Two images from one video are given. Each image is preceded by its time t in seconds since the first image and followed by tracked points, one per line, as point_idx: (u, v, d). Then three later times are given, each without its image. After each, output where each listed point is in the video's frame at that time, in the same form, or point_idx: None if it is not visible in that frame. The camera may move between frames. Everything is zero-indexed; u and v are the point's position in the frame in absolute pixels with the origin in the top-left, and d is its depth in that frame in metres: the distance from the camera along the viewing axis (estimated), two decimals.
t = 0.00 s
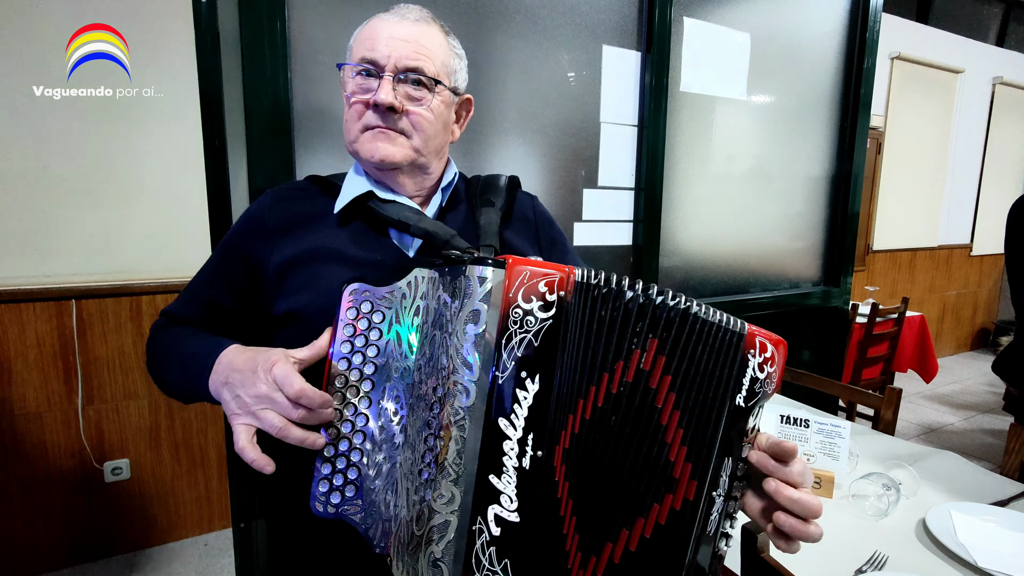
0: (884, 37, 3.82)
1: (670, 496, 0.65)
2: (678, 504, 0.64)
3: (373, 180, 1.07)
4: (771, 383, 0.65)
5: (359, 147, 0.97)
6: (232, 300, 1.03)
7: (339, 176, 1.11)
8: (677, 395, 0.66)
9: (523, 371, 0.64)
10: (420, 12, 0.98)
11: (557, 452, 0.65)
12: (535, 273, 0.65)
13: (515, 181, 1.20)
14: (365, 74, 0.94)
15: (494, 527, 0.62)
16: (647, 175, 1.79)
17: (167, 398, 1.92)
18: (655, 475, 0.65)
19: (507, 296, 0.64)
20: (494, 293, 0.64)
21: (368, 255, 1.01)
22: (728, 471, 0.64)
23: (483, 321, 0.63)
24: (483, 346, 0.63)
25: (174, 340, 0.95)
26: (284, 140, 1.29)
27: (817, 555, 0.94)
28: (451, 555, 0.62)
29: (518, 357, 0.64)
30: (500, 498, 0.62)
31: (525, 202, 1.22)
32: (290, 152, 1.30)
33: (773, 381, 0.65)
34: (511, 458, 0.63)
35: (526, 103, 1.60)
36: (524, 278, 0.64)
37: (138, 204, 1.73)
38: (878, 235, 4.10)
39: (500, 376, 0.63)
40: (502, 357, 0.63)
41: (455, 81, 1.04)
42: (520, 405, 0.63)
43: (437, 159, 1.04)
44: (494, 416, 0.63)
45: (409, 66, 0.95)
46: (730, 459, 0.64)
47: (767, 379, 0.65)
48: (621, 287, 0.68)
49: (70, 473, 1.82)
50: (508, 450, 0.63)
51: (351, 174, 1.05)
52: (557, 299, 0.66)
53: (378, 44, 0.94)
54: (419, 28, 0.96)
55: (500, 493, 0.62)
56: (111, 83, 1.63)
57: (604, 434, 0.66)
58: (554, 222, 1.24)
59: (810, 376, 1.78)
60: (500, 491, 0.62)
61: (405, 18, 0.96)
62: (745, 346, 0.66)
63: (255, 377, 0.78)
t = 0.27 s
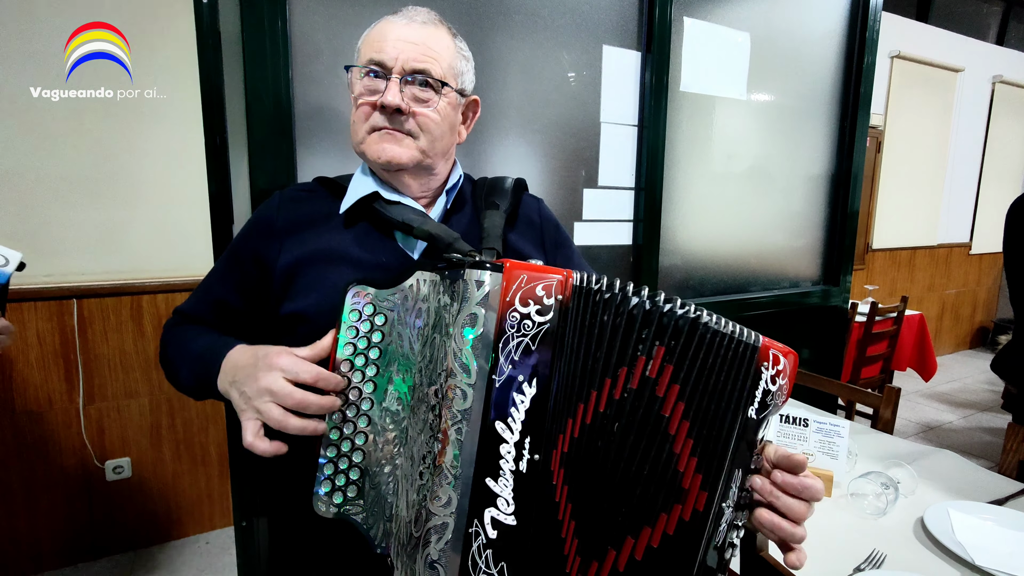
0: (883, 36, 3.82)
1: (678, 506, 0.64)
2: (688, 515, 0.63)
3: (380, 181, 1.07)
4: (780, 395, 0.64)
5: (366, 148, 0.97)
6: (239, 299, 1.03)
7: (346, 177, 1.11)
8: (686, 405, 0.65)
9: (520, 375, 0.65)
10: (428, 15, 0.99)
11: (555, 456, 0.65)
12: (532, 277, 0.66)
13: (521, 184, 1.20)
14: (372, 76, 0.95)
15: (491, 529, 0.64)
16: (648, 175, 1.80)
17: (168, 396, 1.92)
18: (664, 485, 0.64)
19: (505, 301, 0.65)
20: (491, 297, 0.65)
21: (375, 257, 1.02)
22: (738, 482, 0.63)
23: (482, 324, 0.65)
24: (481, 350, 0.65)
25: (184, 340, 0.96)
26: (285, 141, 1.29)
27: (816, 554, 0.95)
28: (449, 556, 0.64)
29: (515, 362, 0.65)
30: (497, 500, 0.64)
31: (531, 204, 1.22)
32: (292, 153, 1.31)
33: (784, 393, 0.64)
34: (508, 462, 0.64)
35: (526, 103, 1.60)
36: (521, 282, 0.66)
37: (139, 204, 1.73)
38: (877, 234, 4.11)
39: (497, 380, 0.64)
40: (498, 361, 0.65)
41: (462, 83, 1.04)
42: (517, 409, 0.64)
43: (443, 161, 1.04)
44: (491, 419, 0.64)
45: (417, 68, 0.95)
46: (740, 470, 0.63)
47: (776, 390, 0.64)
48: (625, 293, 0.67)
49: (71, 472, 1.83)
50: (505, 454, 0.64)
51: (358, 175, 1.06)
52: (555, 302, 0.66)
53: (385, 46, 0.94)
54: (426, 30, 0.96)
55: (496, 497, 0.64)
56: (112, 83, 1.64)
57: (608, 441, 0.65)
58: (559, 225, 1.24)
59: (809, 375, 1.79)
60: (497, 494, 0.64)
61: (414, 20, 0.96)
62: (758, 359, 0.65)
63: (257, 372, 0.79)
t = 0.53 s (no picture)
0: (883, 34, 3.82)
1: (678, 513, 0.61)
2: (689, 524, 0.61)
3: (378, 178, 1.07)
4: (784, 399, 0.61)
5: (364, 144, 0.97)
6: (236, 290, 1.03)
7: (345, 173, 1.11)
8: (684, 410, 0.63)
9: (508, 376, 0.66)
10: (428, 11, 0.99)
11: (544, 459, 0.65)
12: (522, 277, 0.67)
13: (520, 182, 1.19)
14: (371, 72, 0.95)
15: (478, 531, 0.63)
16: (647, 174, 1.79)
17: (167, 395, 1.92)
18: (663, 492, 0.62)
19: (493, 300, 0.66)
20: (480, 297, 0.66)
21: (372, 255, 1.01)
22: (741, 489, 0.60)
23: (471, 323, 0.66)
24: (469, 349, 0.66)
25: (181, 334, 0.96)
26: (284, 139, 1.29)
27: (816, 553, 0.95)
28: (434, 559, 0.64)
29: (503, 362, 0.66)
30: (484, 502, 0.64)
31: (530, 202, 1.21)
32: (290, 150, 1.30)
33: (787, 397, 0.61)
34: (495, 464, 0.64)
35: (525, 101, 1.60)
36: (511, 282, 0.67)
37: (138, 203, 1.73)
38: (877, 232, 4.11)
39: (485, 380, 0.65)
40: (487, 362, 0.66)
41: (461, 80, 1.04)
42: (505, 410, 0.65)
43: (442, 158, 1.04)
44: (479, 420, 0.65)
45: (416, 64, 0.95)
46: (744, 477, 0.60)
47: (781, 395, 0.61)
48: (621, 296, 0.67)
49: (71, 470, 1.83)
50: (492, 456, 0.64)
51: (357, 172, 1.06)
52: (545, 303, 0.67)
53: (384, 42, 0.94)
54: (426, 26, 0.96)
55: (483, 498, 0.64)
56: (111, 82, 1.63)
57: (603, 445, 0.64)
58: (559, 224, 1.24)
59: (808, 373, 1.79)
60: (484, 496, 0.64)
61: (414, 16, 0.97)
62: (762, 365, 0.62)
63: (257, 371, 0.79)
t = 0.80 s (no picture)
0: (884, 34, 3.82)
1: (683, 519, 0.57)
2: (695, 529, 0.57)
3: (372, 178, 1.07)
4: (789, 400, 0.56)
5: (356, 145, 0.97)
6: (234, 294, 1.04)
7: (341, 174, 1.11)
8: (684, 412, 0.58)
9: (500, 379, 0.66)
10: (418, 9, 0.98)
11: (536, 461, 0.66)
12: (513, 279, 0.66)
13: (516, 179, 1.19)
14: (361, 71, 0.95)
15: (470, 535, 0.64)
16: (647, 173, 1.79)
17: (168, 394, 1.92)
18: (665, 497, 0.58)
19: (485, 303, 0.66)
20: (472, 301, 0.65)
21: (365, 256, 1.01)
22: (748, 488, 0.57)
23: (461, 327, 0.65)
24: (460, 352, 0.65)
25: (180, 338, 0.96)
26: (284, 138, 1.29)
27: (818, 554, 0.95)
28: (427, 562, 0.64)
29: (495, 365, 0.65)
30: (477, 506, 0.64)
31: (528, 199, 1.21)
32: (291, 150, 1.30)
33: (791, 396, 0.57)
34: (488, 468, 0.64)
35: (526, 100, 1.60)
36: (502, 285, 0.66)
37: (138, 203, 1.73)
38: (877, 231, 4.11)
39: (476, 384, 0.65)
40: (478, 365, 0.65)
41: (455, 78, 1.03)
42: (497, 414, 0.65)
43: (435, 157, 1.04)
44: (470, 424, 0.65)
45: (406, 63, 0.95)
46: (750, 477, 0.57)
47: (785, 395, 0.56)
48: (614, 296, 0.64)
49: (72, 469, 1.83)
50: (485, 459, 0.64)
51: (350, 172, 1.06)
52: (536, 305, 0.67)
53: (375, 41, 0.94)
54: (417, 24, 0.96)
55: (476, 502, 0.64)
56: (110, 82, 1.63)
57: (598, 449, 0.61)
58: (557, 221, 1.23)
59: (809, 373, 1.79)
60: (477, 500, 0.64)
61: (403, 14, 0.96)
62: (767, 364, 0.56)
63: (246, 372, 0.78)
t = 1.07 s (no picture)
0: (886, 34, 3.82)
1: (696, 533, 0.61)
2: (711, 536, 0.61)
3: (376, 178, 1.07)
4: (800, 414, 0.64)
5: (359, 145, 0.98)
6: (238, 294, 1.03)
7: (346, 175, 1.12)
8: (701, 431, 0.61)
9: (502, 382, 0.63)
10: (420, 8, 0.98)
11: (538, 466, 0.65)
12: (516, 281, 0.65)
13: (522, 179, 1.18)
14: (362, 72, 0.95)
15: (471, 540, 0.62)
16: (649, 173, 1.79)
17: (170, 394, 1.92)
18: (679, 510, 0.62)
19: (487, 305, 0.63)
20: (473, 303, 0.63)
21: (370, 257, 1.01)
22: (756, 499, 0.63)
23: (462, 328, 0.63)
24: (460, 354, 0.63)
25: (185, 343, 0.96)
26: (288, 137, 1.28)
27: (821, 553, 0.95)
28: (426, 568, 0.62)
29: (497, 367, 0.63)
30: (477, 510, 0.62)
31: (533, 200, 1.20)
32: (295, 150, 1.30)
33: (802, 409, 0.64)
34: (489, 472, 0.62)
35: (529, 100, 1.60)
36: (504, 286, 0.64)
37: (141, 203, 1.73)
38: (878, 231, 4.11)
39: (478, 386, 0.62)
40: (479, 368, 0.63)
41: (457, 76, 1.03)
42: (499, 417, 0.63)
43: (438, 157, 1.04)
44: (472, 428, 0.62)
45: (407, 63, 0.95)
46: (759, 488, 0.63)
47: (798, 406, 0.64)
48: (633, 305, 0.63)
49: (73, 469, 1.83)
50: (486, 463, 0.62)
51: (355, 173, 1.06)
52: (539, 308, 0.65)
53: (375, 41, 0.94)
54: (417, 23, 0.96)
55: (477, 506, 0.62)
56: (112, 82, 1.63)
57: (613, 460, 0.63)
58: (563, 221, 1.23)
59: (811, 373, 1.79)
60: (478, 504, 0.62)
61: (404, 14, 0.96)
62: (784, 386, 0.63)
63: (253, 373, 0.79)
